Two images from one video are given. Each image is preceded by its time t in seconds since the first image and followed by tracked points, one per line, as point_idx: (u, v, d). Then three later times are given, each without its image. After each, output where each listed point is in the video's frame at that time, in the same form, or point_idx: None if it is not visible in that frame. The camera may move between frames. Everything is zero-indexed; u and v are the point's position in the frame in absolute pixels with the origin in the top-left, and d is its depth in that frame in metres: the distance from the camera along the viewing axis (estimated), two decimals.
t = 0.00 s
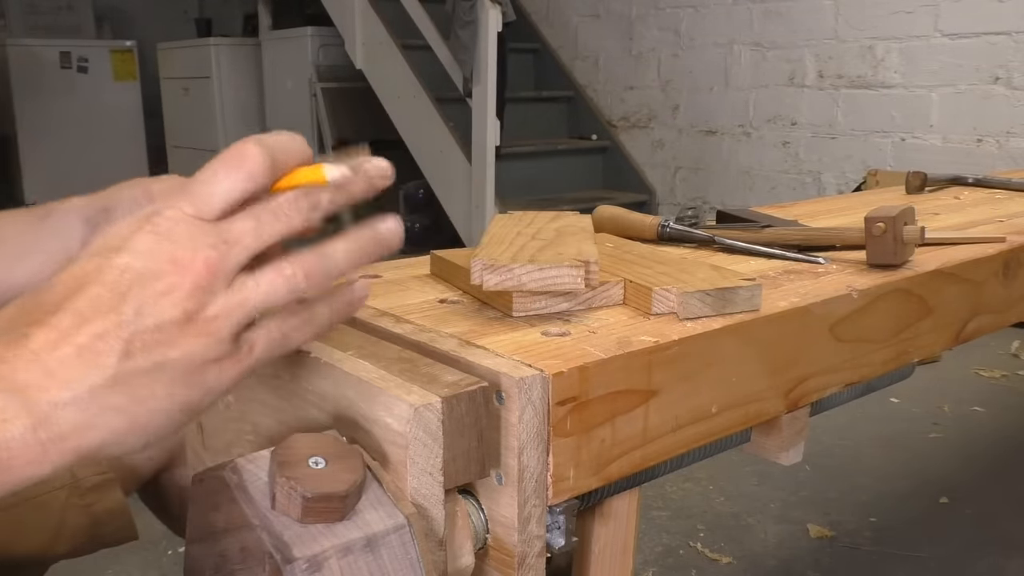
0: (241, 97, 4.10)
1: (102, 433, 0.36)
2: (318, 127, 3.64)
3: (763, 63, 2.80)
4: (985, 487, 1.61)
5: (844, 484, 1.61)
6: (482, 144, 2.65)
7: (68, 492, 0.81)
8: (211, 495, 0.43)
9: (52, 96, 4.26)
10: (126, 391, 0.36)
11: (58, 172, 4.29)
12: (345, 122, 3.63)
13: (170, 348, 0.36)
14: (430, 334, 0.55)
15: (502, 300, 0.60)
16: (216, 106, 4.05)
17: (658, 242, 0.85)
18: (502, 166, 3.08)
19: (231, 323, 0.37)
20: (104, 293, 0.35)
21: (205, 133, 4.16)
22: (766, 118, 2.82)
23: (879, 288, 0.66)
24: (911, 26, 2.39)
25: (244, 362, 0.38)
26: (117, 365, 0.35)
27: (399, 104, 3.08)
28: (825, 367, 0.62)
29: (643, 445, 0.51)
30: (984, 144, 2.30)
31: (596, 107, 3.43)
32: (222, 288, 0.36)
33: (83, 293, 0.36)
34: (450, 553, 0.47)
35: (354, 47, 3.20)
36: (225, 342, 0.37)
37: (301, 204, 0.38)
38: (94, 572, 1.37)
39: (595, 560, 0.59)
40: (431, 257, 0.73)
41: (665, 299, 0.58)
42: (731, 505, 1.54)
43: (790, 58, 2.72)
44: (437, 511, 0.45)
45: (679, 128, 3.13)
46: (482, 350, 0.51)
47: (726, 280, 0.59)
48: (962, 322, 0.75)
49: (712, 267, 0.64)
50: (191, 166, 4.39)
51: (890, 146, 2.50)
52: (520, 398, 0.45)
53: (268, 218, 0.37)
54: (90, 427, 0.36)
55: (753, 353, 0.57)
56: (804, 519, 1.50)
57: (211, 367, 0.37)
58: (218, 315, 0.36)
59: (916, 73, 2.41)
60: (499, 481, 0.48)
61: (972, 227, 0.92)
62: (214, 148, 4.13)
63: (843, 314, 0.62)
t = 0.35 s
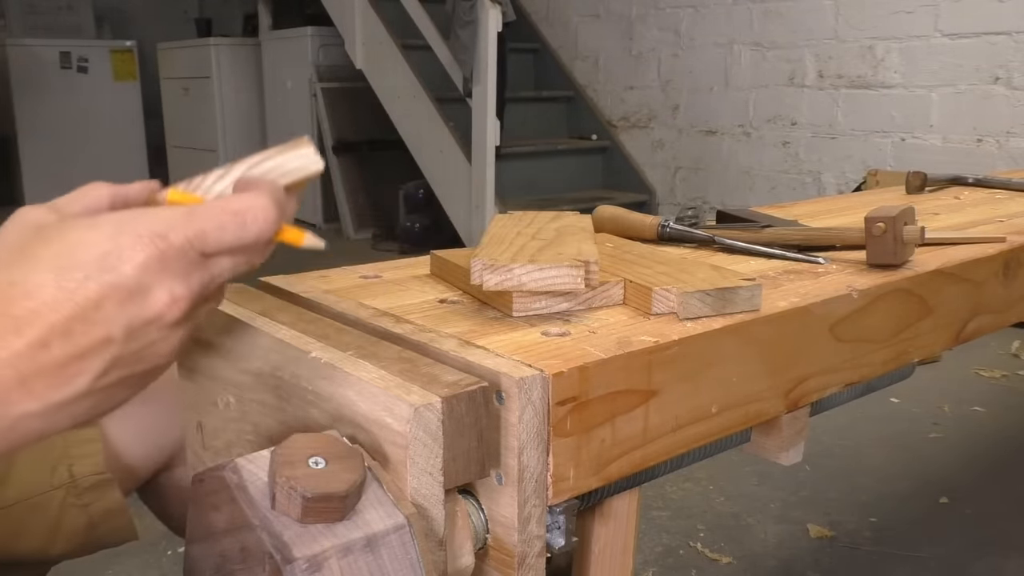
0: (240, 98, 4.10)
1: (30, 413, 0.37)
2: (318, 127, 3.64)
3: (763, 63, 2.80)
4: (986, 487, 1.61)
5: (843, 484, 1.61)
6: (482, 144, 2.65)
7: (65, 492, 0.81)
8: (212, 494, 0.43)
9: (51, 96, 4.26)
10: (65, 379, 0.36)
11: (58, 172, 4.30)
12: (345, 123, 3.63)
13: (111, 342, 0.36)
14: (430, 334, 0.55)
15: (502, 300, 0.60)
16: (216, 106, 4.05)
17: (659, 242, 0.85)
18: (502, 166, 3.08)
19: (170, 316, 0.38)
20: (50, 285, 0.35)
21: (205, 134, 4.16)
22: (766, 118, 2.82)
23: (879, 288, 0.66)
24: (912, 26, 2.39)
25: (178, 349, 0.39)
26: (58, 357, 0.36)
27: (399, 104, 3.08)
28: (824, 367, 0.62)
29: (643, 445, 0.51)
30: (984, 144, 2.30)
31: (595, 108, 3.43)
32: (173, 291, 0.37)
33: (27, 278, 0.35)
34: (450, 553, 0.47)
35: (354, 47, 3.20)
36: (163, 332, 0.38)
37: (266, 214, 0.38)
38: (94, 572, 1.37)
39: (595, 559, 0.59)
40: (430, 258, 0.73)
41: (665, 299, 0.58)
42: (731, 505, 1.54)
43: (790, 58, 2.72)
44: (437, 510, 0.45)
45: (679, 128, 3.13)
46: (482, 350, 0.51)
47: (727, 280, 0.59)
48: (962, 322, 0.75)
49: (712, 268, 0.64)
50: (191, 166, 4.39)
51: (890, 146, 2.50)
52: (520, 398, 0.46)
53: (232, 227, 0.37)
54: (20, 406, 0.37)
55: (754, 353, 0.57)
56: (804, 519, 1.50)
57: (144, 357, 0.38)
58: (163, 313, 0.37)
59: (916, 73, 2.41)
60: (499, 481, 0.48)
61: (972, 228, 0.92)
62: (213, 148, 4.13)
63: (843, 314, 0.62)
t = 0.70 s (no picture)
0: (241, 97, 4.10)
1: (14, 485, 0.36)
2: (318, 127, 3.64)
3: (762, 63, 2.80)
4: (986, 487, 1.61)
5: (844, 484, 1.61)
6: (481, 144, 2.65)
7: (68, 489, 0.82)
8: (211, 494, 0.43)
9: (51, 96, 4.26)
10: (55, 454, 0.36)
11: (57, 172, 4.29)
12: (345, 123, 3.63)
13: (113, 420, 0.37)
14: (430, 334, 0.55)
15: (502, 299, 0.60)
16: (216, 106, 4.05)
17: (659, 242, 0.85)
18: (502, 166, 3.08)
19: (173, 399, 0.39)
20: (62, 352, 0.36)
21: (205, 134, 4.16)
22: (766, 118, 2.82)
23: (879, 287, 0.66)
24: (912, 25, 2.39)
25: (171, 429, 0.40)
26: (56, 432, 0.36)
27: (400, 104, 3.07)
28: (825, 367, 0.62)
29: (643, 445, 0.51)
30: (984, 144, 2.30)
31: (595, 107, 3.43)
32: (180, 374, 0.39)
33: (35, 343, 0.36)
34: (450, 554, 0.47)
35: (354, 47, 3.20)
36: (162, 415, 0.39)
37: (282, 311, 0.42)
38: (93, 572, 1.37)
39: (595, 559, 0.59)
40: (431, 257, 0.73)
41: (665, 299, 0.58)
42: (731, 505, 1.54)
43: (790, 58, 2.72)
44: (437, 510, 0.45)
45: (679, 128, 3.13)
46: (482, 350, 0.51)
47: (727, 279, 0.59)
48: (962, 323, 0.75)
49: (712, 268, 0.64)
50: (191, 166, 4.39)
51: (890, 146, 2.49)
52: (520, 399, 0.46)
53: (250, 318, 0.41)
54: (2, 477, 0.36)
55: (754, 354, 0.57)
56: (804, 519, 1.50)
57: (139, 435, 0.39)
58: (167, 394, 0.39)
59: (916, 73, 2.41)
60: (498, 481, 0.48)
61: (973, 228, 0.92)
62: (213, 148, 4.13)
63: (843, 314, 0.62)
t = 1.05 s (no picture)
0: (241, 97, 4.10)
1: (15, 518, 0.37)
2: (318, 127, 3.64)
3: (763, 63, 2.80)
4: (986, 487, 1.61)
5: (843, 484, 1.61)
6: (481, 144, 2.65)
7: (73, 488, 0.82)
8: (211, 494, 0.43)
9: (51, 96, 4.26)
10: (66, 485, 0.37)
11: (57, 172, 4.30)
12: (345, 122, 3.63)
13: (124, 454, 0.38)
14: (431, 334, 0.55)
15: (502, 299, 0.60)
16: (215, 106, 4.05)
17: (659, 242, 0.85)
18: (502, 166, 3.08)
19: (185, 435, 0.40)
20: (78, 384, 0.37)
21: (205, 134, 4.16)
22: (766, 118, 2.82)
23: (879, 287, 0.66)
24: (912, 26, 2.39)
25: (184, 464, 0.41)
26: (68, 463, 0.37)
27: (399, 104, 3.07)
28: (825, 367, 0.62)
29: (643, 445, 0.51)
30: (984, 144, 2.30)
31: (595, 107, 3.43)
32: (195, 410, 0.39)
33: (53, 373, 0.37)
34: (451, 554, 0.47)
35: (354, 47, 3.20)
36: (177, 450, 0.40)
37: (306, 347, 0.41)
38: (94, 572, 1.36)
39: (596, 559, 0.59)
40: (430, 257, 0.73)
41: (665, 299, 0.58)
42: (731, 505, 1.54)
43: (790, 58, 2.72)
44: (437, 510, 0.45)
45: (679, 128, 3.13)
46: (482, 350, 0.51)
47: (727, 279, 0.59)
48: (962, 323, 0.75)
49: (712, 268, 0.64)
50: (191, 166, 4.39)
51: (890, 146, 2.49)
52: (520, 400, 0.46)
53: (270, 355, 0.40)
54: (11, 506, 0.36)
55: (755, 354, 0.57)
56: (804, 519, 1.50)
57: (152, 469, 0.40)
58: (180, 430, 0.39)
59: (916, 73, 2.41)
60: (499, 481, 0.48)
61: (973, 228, 0.92)
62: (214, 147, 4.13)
63: (843, 314, 0.62)
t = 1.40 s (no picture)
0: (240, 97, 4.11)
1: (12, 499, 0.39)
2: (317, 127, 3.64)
3: (762, 62, 2.80)
4: (986, 487, 1.61)
5: (843, 484, 1.61)
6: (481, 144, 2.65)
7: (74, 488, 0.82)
8: (211, 494, 0.44)
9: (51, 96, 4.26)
10: (54, 467, 0.39)
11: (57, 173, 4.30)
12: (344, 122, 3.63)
13: (108, 435, 0.39)
14: (431, 334, 0.55)
15: (501, 299, 0.60)
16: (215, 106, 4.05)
17: (658, 242, 0.85)
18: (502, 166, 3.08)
19: (171, 416, 0.41)
20: (58, 368, 0.38)
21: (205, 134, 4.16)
22: (766, 118, 2.82)
23: (879, 287, 0.66)
24: (912, 26, 2.39)
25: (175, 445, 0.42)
26: (52, 444, 0.39)
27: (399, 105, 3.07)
28: (825, 367, 0.62)
29: (643, 445, 0.51)
30: (984, 144, 2.30)
31: (595, 107, 3.43)
32: (177, 391, 0.40)
33: (35, 359, 0.39)
34: (450, 553, 0.47)
35: (354, 47, 3.20)
36: (163, 431, 0.41)
37: (286, 322, 0.40)
38: (94, 572, 1.37)
39: (596, 560, 0.59)
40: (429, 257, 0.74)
41: (665, 299, 0.58)
42: (731, 505, 1.54)
43: (790, 58, 2.72)
44: (437, 510, 0.45)
45: (679, 128, 3.13)
46: (482, 350, 0.51)
47: (727, 280, 0.59)
48: (962, 323, 0.75)
49: (712, 268, 0.64)
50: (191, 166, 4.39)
51: (890, 146, 2.49)
52: (520, 401, 0.46)
53: (248, 331, 0.40)
54: (3, 489, 0.39)
55: (754, 354, 0.57)
56: (804, 519, 1.50)
57: (141, 451, 0.41)
58: (164, 411, 0.40)
59: (916, 73, 2.41)
60: (498, 481, 0.48)
61: (972, 228, 0.92)
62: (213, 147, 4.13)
63: (843, 314, 0.62)
